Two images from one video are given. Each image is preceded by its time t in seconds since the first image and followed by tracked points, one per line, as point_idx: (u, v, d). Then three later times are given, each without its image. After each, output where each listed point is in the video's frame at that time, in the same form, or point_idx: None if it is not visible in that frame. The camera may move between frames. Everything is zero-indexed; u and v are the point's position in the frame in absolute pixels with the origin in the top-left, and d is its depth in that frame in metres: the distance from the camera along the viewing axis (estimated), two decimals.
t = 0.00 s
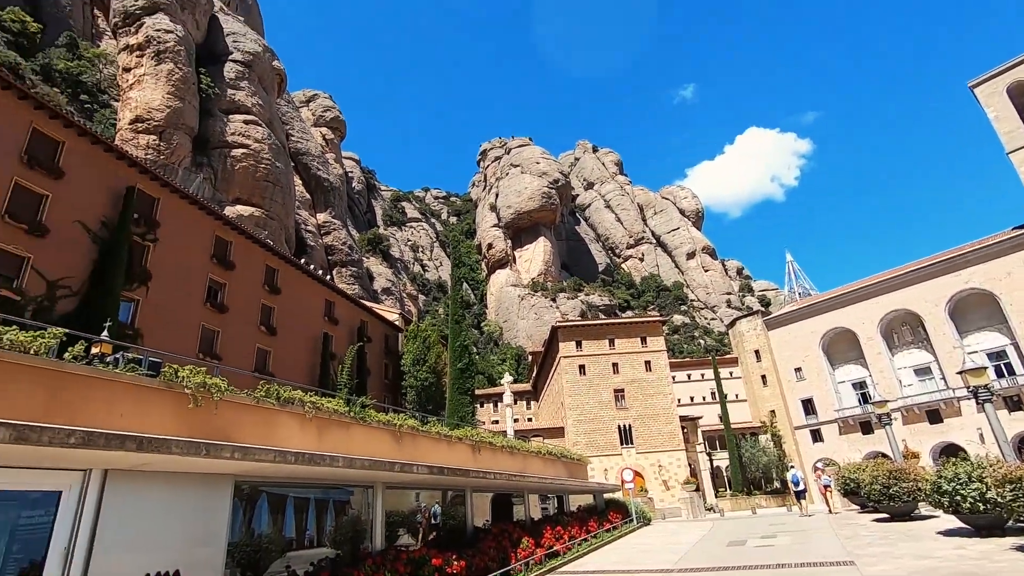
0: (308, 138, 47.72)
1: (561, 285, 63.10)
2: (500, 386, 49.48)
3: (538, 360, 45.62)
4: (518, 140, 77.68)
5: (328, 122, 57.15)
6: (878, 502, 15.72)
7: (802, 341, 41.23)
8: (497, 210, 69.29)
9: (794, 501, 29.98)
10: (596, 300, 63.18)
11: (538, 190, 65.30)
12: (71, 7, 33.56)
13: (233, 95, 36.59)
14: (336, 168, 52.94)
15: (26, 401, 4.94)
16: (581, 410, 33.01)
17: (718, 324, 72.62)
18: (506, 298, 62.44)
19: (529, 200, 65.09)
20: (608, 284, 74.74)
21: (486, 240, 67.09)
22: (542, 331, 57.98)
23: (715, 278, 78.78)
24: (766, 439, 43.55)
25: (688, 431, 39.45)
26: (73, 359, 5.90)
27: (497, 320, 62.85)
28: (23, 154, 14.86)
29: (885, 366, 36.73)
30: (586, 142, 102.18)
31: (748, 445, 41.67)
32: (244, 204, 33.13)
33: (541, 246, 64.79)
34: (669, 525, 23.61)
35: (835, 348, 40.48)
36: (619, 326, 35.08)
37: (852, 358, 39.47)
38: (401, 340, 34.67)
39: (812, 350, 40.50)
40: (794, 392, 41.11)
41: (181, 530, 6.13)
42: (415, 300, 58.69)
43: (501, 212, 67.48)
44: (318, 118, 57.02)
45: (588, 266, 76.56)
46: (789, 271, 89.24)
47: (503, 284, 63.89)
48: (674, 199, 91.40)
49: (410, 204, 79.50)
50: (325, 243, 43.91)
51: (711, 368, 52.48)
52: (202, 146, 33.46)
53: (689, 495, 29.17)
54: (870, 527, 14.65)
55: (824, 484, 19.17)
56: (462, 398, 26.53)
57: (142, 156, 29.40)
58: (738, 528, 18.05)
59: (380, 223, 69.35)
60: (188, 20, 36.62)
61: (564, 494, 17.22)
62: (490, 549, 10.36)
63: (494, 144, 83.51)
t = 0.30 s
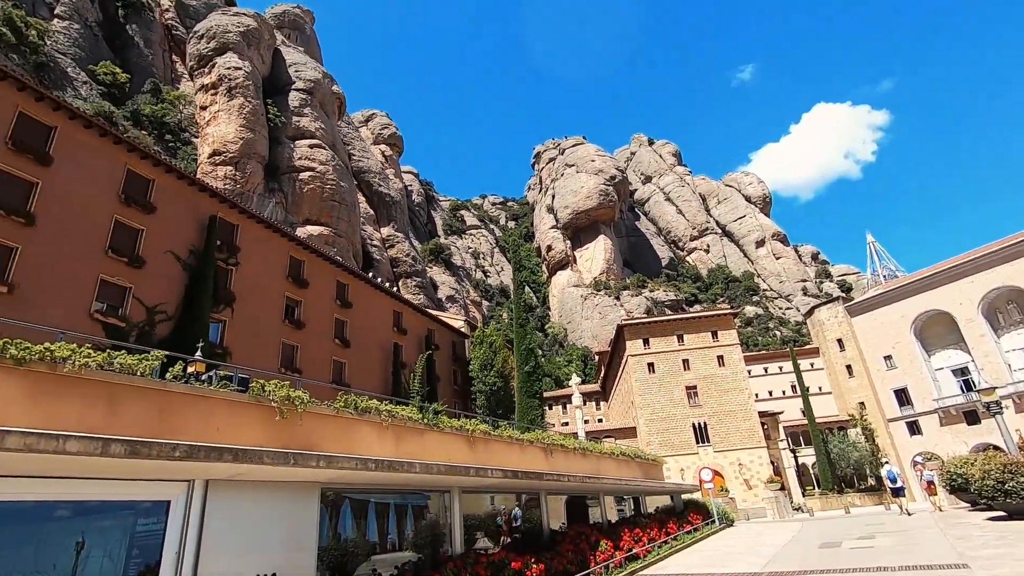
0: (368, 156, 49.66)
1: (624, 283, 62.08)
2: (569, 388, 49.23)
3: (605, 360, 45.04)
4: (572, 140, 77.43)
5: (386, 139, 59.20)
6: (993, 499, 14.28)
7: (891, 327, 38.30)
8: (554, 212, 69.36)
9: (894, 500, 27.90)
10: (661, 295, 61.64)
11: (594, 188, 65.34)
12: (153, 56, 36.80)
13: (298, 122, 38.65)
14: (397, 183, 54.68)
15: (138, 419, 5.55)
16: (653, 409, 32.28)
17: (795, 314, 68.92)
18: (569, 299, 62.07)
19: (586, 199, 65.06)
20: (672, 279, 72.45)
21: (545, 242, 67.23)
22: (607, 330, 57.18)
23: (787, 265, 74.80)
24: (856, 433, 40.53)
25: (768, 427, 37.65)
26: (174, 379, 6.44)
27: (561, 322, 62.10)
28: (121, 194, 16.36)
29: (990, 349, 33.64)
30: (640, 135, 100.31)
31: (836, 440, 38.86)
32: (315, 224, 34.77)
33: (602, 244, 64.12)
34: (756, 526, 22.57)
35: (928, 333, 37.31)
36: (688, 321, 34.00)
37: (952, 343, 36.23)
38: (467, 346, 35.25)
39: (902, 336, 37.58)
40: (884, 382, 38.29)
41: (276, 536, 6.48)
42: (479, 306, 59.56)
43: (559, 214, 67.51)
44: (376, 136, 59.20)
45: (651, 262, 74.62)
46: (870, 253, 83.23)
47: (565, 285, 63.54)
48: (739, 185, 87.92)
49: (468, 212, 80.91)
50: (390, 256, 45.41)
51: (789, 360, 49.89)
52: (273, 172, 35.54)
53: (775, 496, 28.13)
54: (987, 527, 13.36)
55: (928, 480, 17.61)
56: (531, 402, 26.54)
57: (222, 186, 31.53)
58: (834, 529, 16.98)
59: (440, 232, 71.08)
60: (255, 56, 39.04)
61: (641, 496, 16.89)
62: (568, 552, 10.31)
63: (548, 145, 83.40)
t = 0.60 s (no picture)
0: (417, 166, 50.85)
1: (681, 275, 60.54)
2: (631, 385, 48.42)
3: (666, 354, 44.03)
4: (619, 133, 76.43)
5: (433, 148, 60.46)
6: None
7: (979, 304, 35.41)
8: (604, 207, 68.74)
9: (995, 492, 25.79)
10: (721, 286, 59.69)
11: (643, 181, 64.85)
12: (215, 89, 39.25)
13: (350, 139, 40.09)
14: (446, 190, 55.59)
15: (223, 431, 5.94)
16: (721, 403, 31.33)
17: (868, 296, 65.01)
18: (624, 294, 61.10)
19: (637, 192, 64.52)
20: (731, 268, 69.35)
21: (597, 239, 66.63)
22: (666, 325, 55.86)
23: (857, 246, 70.61)
24: (946, 421, 38.66)
25: (846, 418, 35.70)
26: (252, 392, 6.82)
27: (619, 319, 60.81)
28: (194, 221, 17.52)
29: None
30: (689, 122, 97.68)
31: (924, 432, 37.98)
32: (371, 236, 35.80)
33: (656, 237, 62.87)
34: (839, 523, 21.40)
35: None
36: (752, 309, 32.61)
37: None
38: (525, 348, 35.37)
39: (993, 314, 34.54)
40: (975, 364, 35.40)
41: (352, 540, 6.71)
42: (534, 307, 59.73)
43: (609, 209, 66.88)
44: (424, 147, 60.53)
45: (709, 252, 72.13)
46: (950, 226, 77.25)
47: (619, 281, 62.58)
48: (799, 166, 84.08)
49: (518, 214, 81.29)
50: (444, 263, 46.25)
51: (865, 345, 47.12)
52: (329, 190, 36.99)
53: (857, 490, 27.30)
54: None
55: None
56: (593, 401, 26.49)
57: (283, 207, 33.06)
58: (930, 523, 15.85)
59: (491, 236, 71.84)
60: (306, 80, 40.81)
61: (713, 493, 16.44)
62: (641, 551, 10.16)
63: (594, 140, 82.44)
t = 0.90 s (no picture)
0: (467, 176, 51.76)
1: (743, 267, 58.33)
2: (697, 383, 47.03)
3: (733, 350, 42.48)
4: (669, 126, 74.79)
5: (482, 158, 61.36)
6: None
7: None
8: (658, 203, 67.51)
9: None
10: (787, 275, 57.05)
11: (697, 173, 63.22)
12: (275, 118, 41.50)
13: (402, 155, 41.32)
14: (497, 198, 56.14)
15: (301, 443, 6.23)
16: (795, 398, 29.96)
17: (953, 278, 60.24)
18: (683, 290, 59.47)
19: (691, 185, 62.98)
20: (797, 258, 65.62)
21: (652, 236, 65.49)
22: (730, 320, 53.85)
23: (937, 224, 65.60)
24: None
25: (938, 410, 33.15)
26: (326, 405, 7.11)
27: (680, 317, 59.22)
28: (262, 245, 18.54)
29: None
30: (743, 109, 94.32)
31: None
32: (427, 248, 36.54)
33: (715, 229, 60.96)
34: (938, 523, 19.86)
35: None
36: (823, 298, 30.81)
37: None
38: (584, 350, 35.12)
39: None
40: None
41: (425, 546, 6.84)
42: (591, 308, 59.24)
43: (663, 204, 65.55)
44: (473, 157, 61.53)
45: (772, 242, 69.10)
46: None
47: (678, 277, 60.98)
48: (866, 143, 79.22)
49: (569, 216, 81.05)
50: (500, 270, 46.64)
51: (955, 331, 43.66)
52: (385, 206, 38.21)
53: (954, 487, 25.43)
54: None
55: None
56: (658, 402, 25.88)
57: (343, 226, 34.39)
58: None
59: (544, 240, 72.00)
60: (358, 102, 42.42)
61: (792, 493, 15.72)
62: (719, 556, 9.84)
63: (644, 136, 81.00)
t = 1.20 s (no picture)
0: (518, 186, 52.27)
1: (812, 261, 55.48)
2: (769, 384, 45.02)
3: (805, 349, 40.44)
4: (723, 120, 72.67)
5: (533, 166, 61.80)
6: None
7: None
8: (716, 200, 65.62)
9: None
10: (862, 267, 53.88)
11: (757, 166, 61.11)
12: (333, 142, 43.43)
13: (454, 169, 42.24)
14: (549, 204, 56.16)
15: (374, 454, 6.42)
16: (876, 398, 28.08)
17: None
18: (748, 288, 57.11)
19: (750, 179, 60.95)
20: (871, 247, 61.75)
21: (710, 235, 63.72)
22: (800, 317, 51.19)
23: None
24: None
25: None
26: (394, 416, 7.29)
27: (745, 316, 56.87)
28: (327, 264, 19.39)
29: None
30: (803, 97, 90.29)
31: None
32: (482, 259, 36.92)
33: (778, 222, 58.56)
34: None
35: None
36: (904, 290, 28.79)
37: None
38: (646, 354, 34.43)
39: None
40: None
41: (495, 555, 6.85)
42: (651, 311, 58.10)
43: (722, 200, 63.66)
44: (523, 166, 62.08)
45: (842, 233, 65.43)
46: None
47: (741, 275, 58.79)
48: (942, 122, 73.73)
49: (623, 219, 80.05)
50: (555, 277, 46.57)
51: None
52: (440, 219, 39.09)
53: None
54: None
55: None
56: (726, 405, 24.93)
57: (401, 241, 35.38)
58: None
59: (599, 244, 71.51)
60: (410, 120, 43.78)
61: (879, 499, 14.77)
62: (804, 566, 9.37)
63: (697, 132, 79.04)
